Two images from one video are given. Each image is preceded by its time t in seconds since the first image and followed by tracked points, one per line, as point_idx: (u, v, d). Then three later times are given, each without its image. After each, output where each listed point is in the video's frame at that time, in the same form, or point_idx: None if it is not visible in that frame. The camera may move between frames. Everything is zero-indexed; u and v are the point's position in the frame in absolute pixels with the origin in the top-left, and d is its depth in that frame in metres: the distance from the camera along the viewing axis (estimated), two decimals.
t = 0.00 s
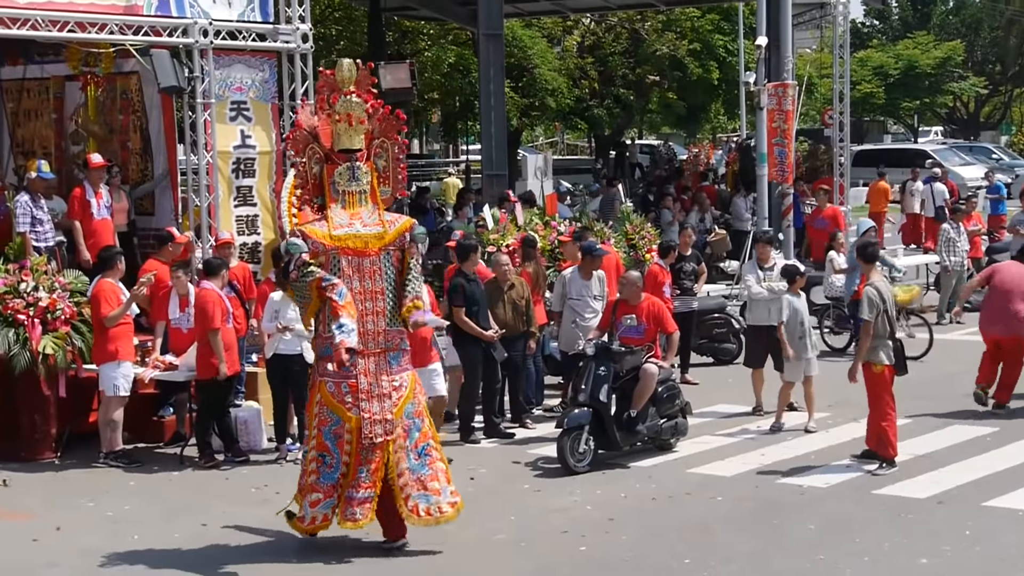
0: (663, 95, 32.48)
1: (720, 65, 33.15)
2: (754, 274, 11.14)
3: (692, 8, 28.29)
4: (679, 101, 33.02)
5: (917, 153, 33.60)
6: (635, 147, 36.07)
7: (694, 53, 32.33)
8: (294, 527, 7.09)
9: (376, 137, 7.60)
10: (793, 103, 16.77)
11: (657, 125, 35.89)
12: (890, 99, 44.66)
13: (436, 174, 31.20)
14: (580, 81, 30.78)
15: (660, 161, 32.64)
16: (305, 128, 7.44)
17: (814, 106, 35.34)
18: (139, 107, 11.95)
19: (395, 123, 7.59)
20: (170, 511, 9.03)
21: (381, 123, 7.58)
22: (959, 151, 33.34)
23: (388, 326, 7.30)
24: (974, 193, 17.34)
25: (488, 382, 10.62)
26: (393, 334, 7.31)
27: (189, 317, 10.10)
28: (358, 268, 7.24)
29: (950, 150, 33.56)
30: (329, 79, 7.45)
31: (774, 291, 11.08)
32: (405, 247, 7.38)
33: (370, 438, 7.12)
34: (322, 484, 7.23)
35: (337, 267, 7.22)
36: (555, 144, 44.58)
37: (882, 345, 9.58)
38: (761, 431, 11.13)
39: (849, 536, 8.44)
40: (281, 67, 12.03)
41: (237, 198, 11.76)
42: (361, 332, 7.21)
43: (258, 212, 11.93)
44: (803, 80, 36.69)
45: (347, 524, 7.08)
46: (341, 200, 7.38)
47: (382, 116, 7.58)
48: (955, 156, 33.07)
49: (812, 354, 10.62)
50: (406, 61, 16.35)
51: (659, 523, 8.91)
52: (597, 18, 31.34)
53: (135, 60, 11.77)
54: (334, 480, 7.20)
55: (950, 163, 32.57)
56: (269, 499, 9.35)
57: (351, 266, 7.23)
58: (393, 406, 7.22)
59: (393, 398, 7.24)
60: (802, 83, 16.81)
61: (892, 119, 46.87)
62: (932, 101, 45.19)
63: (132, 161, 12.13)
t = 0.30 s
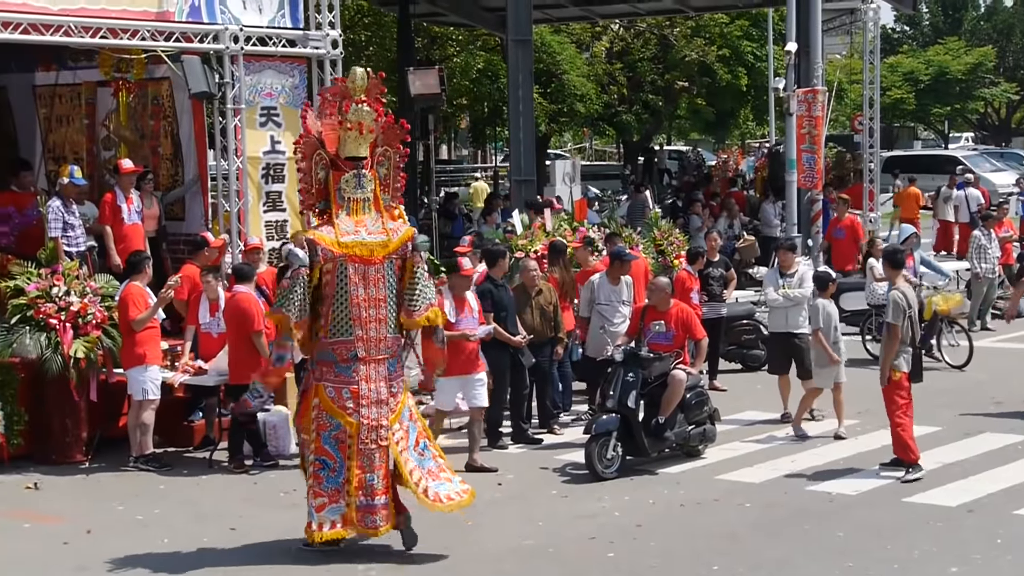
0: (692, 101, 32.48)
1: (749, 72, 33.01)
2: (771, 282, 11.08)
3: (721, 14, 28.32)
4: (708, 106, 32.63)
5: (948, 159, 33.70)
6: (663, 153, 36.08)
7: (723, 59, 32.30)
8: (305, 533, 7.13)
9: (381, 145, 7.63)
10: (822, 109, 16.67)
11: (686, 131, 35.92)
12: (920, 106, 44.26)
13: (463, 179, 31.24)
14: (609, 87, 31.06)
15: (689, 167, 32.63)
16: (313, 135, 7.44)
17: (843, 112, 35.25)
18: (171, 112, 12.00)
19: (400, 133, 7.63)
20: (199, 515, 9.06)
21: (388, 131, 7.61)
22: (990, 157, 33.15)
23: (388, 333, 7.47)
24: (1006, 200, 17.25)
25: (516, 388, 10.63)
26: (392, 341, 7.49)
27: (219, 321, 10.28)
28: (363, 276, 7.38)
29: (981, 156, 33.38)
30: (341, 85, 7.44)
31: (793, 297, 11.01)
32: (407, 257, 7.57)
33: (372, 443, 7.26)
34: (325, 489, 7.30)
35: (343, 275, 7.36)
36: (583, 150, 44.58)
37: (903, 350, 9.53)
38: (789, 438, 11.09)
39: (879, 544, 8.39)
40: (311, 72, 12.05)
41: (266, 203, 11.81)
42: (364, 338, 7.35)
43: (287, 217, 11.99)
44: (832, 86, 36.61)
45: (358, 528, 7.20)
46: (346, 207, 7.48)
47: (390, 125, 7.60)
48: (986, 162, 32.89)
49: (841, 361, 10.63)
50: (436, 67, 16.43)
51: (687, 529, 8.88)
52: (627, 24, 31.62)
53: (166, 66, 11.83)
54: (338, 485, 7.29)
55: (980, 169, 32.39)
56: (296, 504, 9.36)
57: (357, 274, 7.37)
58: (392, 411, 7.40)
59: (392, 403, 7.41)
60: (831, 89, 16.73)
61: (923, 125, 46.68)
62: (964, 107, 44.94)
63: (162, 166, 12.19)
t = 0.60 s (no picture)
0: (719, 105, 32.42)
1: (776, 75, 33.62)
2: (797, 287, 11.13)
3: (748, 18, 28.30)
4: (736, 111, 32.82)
5: (976, 163, 34.02)
6: (691, 157, 36.07)
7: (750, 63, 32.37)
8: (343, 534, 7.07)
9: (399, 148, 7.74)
10: (850, 113, 16.66)
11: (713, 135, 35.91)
12: (949, 109, 44.19)
13: (489, 183, 31.31)
14: (636, 91, 31.11)
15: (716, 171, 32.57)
16: (333, 140, 7.59)
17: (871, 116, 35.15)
18: (199, 118, 12.03)
19: (415, 137, 7.75)
20: (227, 518, 9.09)
21: (406, 134, 7.70)
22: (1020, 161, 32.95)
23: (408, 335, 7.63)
24: None
25: (543, 392, 10.63)
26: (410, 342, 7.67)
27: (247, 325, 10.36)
28: (391, 279, 7.48)
29: (1011, 160, 33.19)
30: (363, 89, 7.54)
31: (817, 302, 11.01)
32: (420, 257, 7.77)
33: (402, 443, 7.41)
34: (352, 490, 7.27)
35: (374, 279, 7.41)
36: (610, 154, 44.60)
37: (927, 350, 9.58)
38: (818, 444, 11.04)
39: (907, 550, 8.34)
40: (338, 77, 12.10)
41: (293, 208, 11.87)
42: (392, 341, 7.46)
43: (315, 221, 12.04)
44: (860, 90, 36.53)
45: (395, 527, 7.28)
46: (368, 211, 7.56)
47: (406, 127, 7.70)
48: (1016, 166, 32.69)
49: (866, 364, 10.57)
50: (462, 72, 16.47)
51: (714, 534, 8.86)
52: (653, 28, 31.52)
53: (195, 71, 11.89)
54: (366, 486, 7.29)
55: (1010, 173, 32.21)
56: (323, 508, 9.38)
57: (387, 278, 7.46)
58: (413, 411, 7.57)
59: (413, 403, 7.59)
60: (859, 93, 16.73)
61: (953, 128, 46.49)
62: (994, 111, 44.68)
63: (191, 171, 12.27)
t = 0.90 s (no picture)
0: (749, 108, 32.36)
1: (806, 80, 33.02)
2: (830, 292, 11.06)
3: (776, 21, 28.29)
4: (765, 114, 32.87)
5: (1009, 167, 33.76)
6: (719, 160, 36.03)
7: (779, 66, 32.36)
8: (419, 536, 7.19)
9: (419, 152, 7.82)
10: (880, 116, 16.60)
11: (741, 138, 35.90)
12: (980, 112, 44.15)
13: (517, 187, 31.35)
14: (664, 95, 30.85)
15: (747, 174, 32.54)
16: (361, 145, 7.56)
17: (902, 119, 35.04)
18: (229, 122, 12.10)
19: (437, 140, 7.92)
20: (257, 521, 9.11)
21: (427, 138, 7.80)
22: None
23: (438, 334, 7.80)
24: None
25: (571, 396, 10.63)
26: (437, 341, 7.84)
27: (276, 328, 10.39)
28: (427, 281, 7.61)
29: None
30: (392, 94, 7.59)
31: (850, 307, 10.92)
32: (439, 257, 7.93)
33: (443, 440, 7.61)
34: (409, 491, 7.39)
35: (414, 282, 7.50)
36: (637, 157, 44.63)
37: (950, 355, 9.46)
38: (848, 448, 11.00)
39: (939, 556, 8.29)
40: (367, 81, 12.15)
41: (323, 211, 11.93)
42: (430, 342, 7.59)
43: (343, 225, 12.12)
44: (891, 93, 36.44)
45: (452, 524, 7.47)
46: (400, 215, 7.62)
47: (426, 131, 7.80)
48: None
49: (891, 367, 10.58)
50: (491, 76, 16.50)
51: (744, 539, 8.82)
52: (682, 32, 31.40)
53: (225, 75, 11.93)
54: (421, 486, 7.43)
55: None
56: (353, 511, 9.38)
57: (425, 280, 7.57)
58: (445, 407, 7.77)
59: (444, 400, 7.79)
60: (889, 95, 16.66)
61: (984, 131, 46.29)
62: None
63: (221, 175, 12.39)
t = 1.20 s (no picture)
0: (782, 111, 32.26)
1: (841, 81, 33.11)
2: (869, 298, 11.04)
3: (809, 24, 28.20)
4: (799, 116, 32.76)
5: None
6: (752, 163, 35.95)
7: (812, 69, 32.22)
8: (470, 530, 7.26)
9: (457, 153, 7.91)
10: (915, 119, 16.53)
11: (774, 140, 35.80)
12: (1017, 115, 43.90)
13: (549, 189, 31.39)
14: (698, 97, 30.80)
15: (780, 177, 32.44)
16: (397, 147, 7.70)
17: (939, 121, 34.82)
18: (263, 125, 12.08)
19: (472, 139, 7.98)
20: (290, 522, 9.13)
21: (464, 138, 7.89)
22: None
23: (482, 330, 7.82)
24: None
25: (604, 398, 10.63)
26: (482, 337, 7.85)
27: (310, 330, 10.41)
28: (467, 279, 7.65)
29: None
30: (423, 96, 7.71)
31: (889, 314, 10.90)
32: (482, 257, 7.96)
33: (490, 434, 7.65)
34: (460, 486, 7.46)
35: (453, 280, 7.56)
36: (670, 160, 44.58)
37: (962, 361, 9.44)
38: (882, 452, 10.94)
39: (975, 561, 8.21)
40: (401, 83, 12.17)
41: (356, 213, 11.99)
42: (473, 339, 7.61)
43: (377, 227, 12.15)
44: (927, 96, 36.25)
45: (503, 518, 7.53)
46: (439, 215, 7.70)
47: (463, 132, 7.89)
48: None
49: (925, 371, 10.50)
50: (525, 78, 16.52)
51: (778, 542, 8.77)
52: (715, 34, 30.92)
53: (259, 78, 11.97)
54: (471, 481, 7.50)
55: None
56: (386, 512, 9.38)
57: (464, 278, 7.63)
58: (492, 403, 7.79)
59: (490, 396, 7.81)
60: (925, 98, 16.65)
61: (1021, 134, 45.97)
62: None
63: (255, 177, 12.34)
